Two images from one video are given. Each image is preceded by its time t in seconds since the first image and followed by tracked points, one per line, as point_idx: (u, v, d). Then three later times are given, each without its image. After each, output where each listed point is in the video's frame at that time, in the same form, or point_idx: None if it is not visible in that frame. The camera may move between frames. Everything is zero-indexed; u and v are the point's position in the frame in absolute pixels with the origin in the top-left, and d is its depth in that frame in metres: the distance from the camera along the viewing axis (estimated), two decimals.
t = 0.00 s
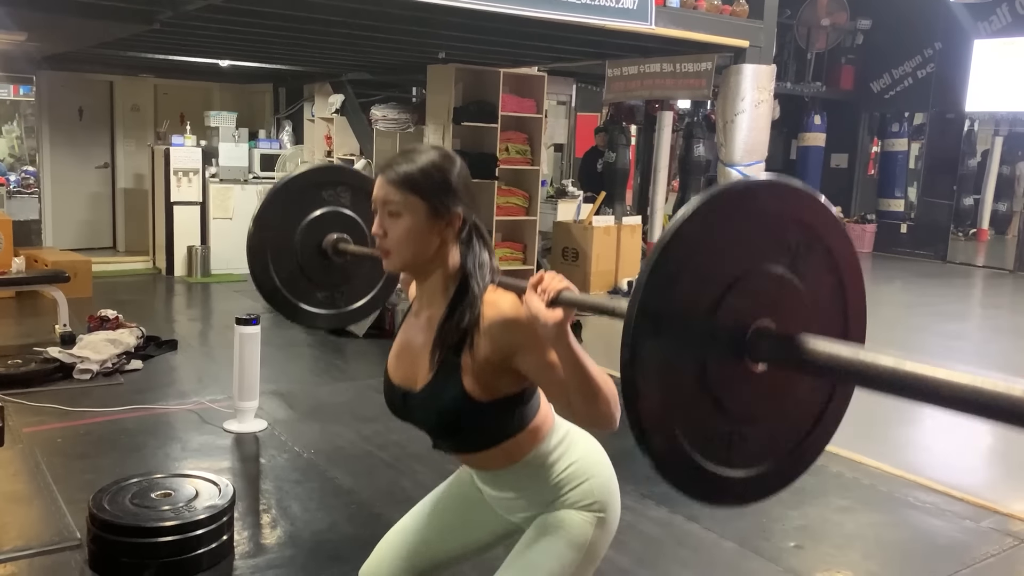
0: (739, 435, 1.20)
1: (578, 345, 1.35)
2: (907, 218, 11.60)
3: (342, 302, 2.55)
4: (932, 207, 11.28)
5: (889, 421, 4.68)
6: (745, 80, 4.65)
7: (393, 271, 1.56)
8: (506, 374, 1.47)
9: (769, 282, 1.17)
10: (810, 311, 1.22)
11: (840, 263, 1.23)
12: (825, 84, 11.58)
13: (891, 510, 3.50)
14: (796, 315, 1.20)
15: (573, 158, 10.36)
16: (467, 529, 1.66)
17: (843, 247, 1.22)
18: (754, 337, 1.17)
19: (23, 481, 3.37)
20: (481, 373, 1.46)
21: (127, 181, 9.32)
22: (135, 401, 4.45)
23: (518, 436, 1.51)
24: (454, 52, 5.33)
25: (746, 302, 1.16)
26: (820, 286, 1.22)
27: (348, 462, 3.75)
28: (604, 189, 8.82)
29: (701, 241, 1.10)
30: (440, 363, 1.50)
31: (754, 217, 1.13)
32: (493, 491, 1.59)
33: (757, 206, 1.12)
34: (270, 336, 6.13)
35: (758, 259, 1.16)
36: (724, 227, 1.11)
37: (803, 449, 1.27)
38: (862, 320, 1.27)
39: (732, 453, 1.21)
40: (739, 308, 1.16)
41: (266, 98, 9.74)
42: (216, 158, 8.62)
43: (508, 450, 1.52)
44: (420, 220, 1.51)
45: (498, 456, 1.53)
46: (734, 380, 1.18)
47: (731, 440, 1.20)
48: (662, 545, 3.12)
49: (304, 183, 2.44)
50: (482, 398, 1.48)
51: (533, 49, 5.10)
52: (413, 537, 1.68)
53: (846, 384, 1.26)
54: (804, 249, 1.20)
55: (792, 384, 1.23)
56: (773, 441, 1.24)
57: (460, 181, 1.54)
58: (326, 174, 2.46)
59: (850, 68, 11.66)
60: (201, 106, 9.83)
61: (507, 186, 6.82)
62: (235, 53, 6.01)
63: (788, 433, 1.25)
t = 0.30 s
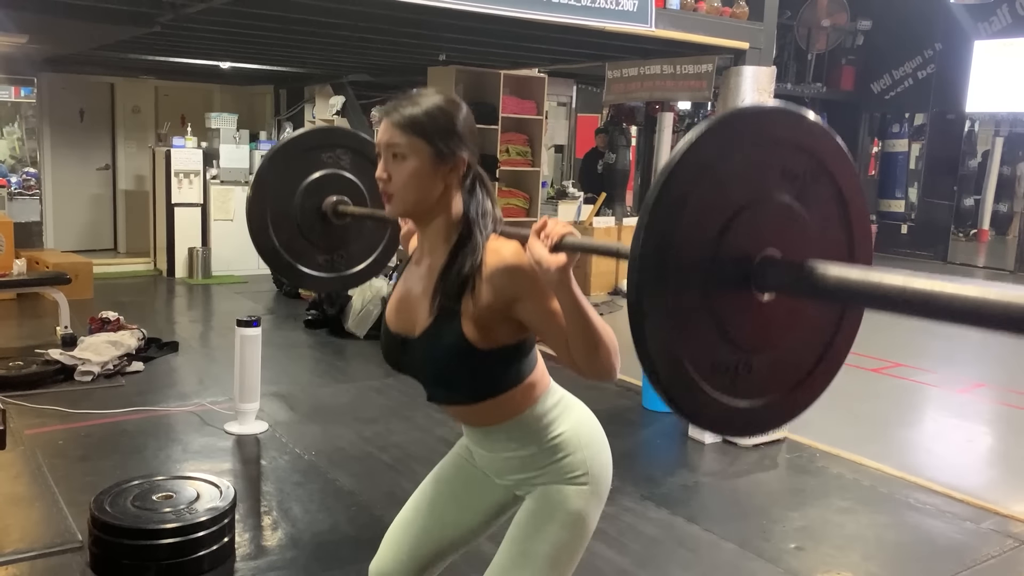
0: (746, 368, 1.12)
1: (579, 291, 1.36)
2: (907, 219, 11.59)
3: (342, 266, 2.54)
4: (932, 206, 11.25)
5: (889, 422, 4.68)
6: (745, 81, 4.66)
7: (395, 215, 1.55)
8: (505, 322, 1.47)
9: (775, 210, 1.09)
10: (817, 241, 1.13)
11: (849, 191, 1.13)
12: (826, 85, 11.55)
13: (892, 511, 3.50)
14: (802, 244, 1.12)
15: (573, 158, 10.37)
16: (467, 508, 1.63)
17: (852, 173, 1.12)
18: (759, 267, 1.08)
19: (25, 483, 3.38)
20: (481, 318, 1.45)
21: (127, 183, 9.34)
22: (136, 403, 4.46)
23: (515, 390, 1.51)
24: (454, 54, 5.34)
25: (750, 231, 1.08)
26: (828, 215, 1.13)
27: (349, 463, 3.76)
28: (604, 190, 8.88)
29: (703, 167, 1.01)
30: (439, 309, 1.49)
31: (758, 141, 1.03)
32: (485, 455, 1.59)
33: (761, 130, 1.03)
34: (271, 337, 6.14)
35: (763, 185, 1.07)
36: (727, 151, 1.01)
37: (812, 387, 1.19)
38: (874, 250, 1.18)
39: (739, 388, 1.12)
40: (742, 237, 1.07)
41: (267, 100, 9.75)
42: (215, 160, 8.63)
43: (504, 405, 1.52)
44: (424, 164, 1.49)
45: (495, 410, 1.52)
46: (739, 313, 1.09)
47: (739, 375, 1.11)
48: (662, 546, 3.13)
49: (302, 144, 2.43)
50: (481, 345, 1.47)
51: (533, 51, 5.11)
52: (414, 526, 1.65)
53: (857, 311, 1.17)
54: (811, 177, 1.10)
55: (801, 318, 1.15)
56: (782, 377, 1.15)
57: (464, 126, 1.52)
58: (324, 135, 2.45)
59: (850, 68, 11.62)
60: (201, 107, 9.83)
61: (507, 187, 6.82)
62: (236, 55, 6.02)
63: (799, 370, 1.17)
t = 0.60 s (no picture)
0: (758, 293, 1.12)
1: (585, 236, 1.35)
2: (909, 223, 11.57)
3: (343, 229, 2.54)
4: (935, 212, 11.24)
5: (892, 427, 4.68)
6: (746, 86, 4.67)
7: (399, 162, 1.54)
8: (511, 269, 1.49)
9: (787, 134, 1.08)
10: (828, 165, 1.12)
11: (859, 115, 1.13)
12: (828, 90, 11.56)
13: (894, 517, 3.50)
14: (814, 169, 1.11)
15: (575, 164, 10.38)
16: (462, 496, 1.64)
17: (862, 98, 1.12)
18: (774, 190, 1.07)
19: (28, 489, 3.39)
20: (487, 263, 1.48)
21: (130, 189, 9.36)
22: (139, 409, 4.47)
23: (513, 344, 1.55)
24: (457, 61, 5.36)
25: (764, 154, 1.07)
26: (839, 139, 1.13)
27: (352, 469, 3.76)
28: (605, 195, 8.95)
29: (716, 88, 0.99)
30: (444, 255, 1.51)
31: (770, 64, 1.02)
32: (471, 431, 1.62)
33: (774, 52, 1.02)
34: (273, 343, 6.15)
35: (776, 108, 1.06)
36: (740, 73, 1.00)
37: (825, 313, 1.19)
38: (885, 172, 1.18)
39: (752, 314, 1.12)
40: (756, 160, 1.06)
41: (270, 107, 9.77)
42: (218, 166, 8.65)
43: (498, 361, 1.55)
44: (428, 110, 1.49)
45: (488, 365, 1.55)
46: (752, 239, 1.09)
47: (750, 300, 1.12)
48: (664, 552, 3.13)
49: (304, 104, 2.45)
50: (485, 291, 1.50)
51: (536, 58, 5.13)
52: (418, 522, 1.67)
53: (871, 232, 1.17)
54: (823, 101, 1.10)
55: (809, 247, 1.15)
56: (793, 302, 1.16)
57: (470, 72, 1.52)
58: (326, 95, 2.47)
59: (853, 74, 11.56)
60: (205, 114, 9.86)
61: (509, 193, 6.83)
62: (239, 61, 6.04)
63: (807, 297, 1.16)
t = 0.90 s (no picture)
0: (767, 260, 1.16)
1: (591, 212, 1.40)
2: (910, 230, 11.56)
3: (346, 215, 2.56)
4: (937, 218, 11.25)
5: (894, 434, 4.68)
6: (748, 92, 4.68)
7: (404, 140, 1.55)
8: (516, 247, 1.49)
9: (796, 101, 1.12)
10: (835, 133, 1.17)
11: (864, 87, 1.18)
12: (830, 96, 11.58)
13: (897, 524, 3.50)
14: (821, 137, 1.16)
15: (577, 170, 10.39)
16: (458, 494, 1.65)
17: (868, 68, 1.17)
18: (784, 157, 1.11)
19: (31, 495, 3.39)
20: (492, 241, 1.47)
21: (133, 196, 9.39)
22: (141, 415, 4.48)
23: (513, 324, 1.55)
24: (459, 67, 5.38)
25: (774, 122, 1.11)
26: (845, 108, 1.18)
27: (354, 476, 3.76)
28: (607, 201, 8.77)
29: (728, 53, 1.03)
30: (449, 233, 1.51)
31: (779, 31, 1.06)
32: (464, 427, 1.63)
33: (783, 20, 1.06)
34: (275, 349, 6.16)
35: (786, 76, 1.10)
36: (751, 39, 1.04)
37: (830, 281, 1.24)
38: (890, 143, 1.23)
39: (761, 281, 1.16)
40: (766, 128, 1.10)
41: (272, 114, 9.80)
42: (221, 172, 8.68)
43: (495, 342, 1.55)
44: (433, 86, 1.49)
45: (484, 347, 1.56)
46: (763, 206, 1.13)
47: (760, 267, 1.15)
48: (666, 560, 3.13)
49: (307, 88, 2.48)
50: (490, 269, 1.49)
51: (539, 65, 5.15)
52: (424, 527, 1.70)
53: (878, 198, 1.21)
54: (831, 71, 1.14)
55: (813, 215, 1.19)
56: (799, 270, 1.20)
57: (475, 48, 1.52)
58: (328, 79, 2.50)
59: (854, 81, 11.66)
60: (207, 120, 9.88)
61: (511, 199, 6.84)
62: (241, 68, 6.06)
63: (809, 267, 1.20)
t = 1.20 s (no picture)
0: (774, 261, 1.16)
1: (596, 214, 1.41)
2: (913, 237, 11.53)
3: (347, 216, 2.56)
4: (939, 225, 11.23)
5: (897, 441, 4.67)
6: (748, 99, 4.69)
7: (409, 139, 1.55)
8: (520, 248, 1.50)
9: (804, 101, 1.12)
10: (842, 135, 1.18)
11: (870, 88, 1.19)
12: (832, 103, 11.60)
13: (900, 533, 3.48)
14: (829, 138, 1.16)
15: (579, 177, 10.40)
16: (456, 501, 1.65)
17: (875, 70, 1.18)
18: (794, 157, 1.11)
19: (32, 503, 3.39)
20: (496, 241, 1.48)
21: (136, 203, 9.42)
22: (143, 423, 4.47)
23: (514, 326, 1.54)
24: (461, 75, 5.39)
25: (783, 122, 1.11)
26: (851, 110, 1.18)
27: (355, 483, 3.76)
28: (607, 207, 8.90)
29: (738, 53, 1.03)
30: (452, 232, 1.51)
31: (787, 31, 1.07)
32: (458, 432, 1.62)
33: (792, 20, 1.07)
34: (277, 356, 6.16)
35: (795, 77, 1.10)
36: (760, 39, 1.04)
37: (837, 284, 1.24)
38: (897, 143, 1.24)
39: (769, 282, 1.16)
40: (776, 129, 1.10)
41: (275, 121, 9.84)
42: (224, 179, 8.70)
43: (495, 344, 1.55)
44: (438, 86, 1.50)
45: (484, 348, 1.56)
46: (772, 206, 1.13)
47: (767, 268, 1.15)
48: (669, 568, 3.12)
49: (309, 90, 2.49)
50: (494, 269, 1.49)
51: (541, 73, 5.17)
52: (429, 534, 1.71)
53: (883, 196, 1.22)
54: (839, 73, 1.15)
55: (820, 216, 1.19)
56: (806, 271, 1.20)
57: (481, 50, 1.53)
58: (330, 81, 2.50)
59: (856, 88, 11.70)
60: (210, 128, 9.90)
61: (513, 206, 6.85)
62: (244, 76, 6.08)
63: (817, 267, 1.21)
